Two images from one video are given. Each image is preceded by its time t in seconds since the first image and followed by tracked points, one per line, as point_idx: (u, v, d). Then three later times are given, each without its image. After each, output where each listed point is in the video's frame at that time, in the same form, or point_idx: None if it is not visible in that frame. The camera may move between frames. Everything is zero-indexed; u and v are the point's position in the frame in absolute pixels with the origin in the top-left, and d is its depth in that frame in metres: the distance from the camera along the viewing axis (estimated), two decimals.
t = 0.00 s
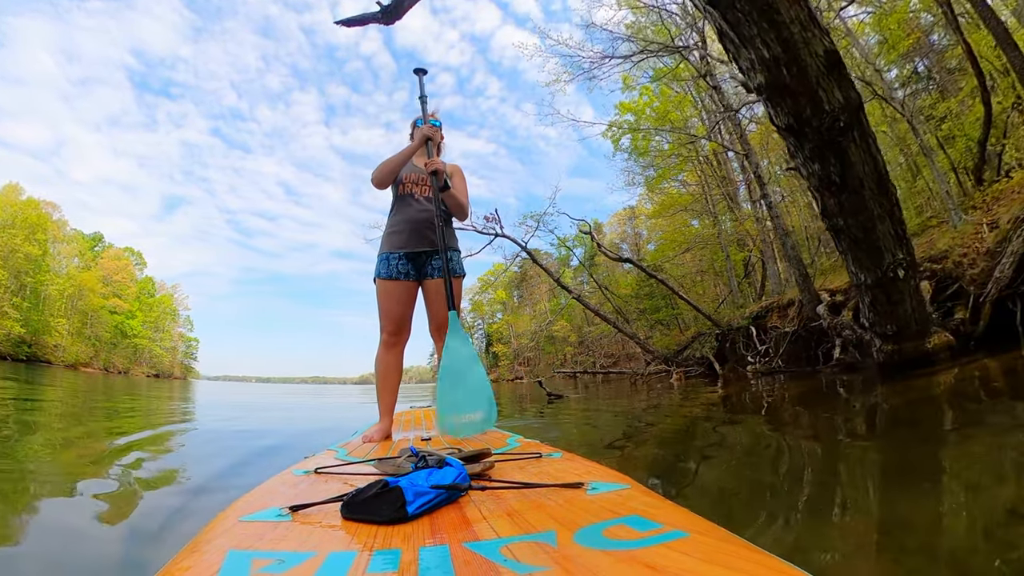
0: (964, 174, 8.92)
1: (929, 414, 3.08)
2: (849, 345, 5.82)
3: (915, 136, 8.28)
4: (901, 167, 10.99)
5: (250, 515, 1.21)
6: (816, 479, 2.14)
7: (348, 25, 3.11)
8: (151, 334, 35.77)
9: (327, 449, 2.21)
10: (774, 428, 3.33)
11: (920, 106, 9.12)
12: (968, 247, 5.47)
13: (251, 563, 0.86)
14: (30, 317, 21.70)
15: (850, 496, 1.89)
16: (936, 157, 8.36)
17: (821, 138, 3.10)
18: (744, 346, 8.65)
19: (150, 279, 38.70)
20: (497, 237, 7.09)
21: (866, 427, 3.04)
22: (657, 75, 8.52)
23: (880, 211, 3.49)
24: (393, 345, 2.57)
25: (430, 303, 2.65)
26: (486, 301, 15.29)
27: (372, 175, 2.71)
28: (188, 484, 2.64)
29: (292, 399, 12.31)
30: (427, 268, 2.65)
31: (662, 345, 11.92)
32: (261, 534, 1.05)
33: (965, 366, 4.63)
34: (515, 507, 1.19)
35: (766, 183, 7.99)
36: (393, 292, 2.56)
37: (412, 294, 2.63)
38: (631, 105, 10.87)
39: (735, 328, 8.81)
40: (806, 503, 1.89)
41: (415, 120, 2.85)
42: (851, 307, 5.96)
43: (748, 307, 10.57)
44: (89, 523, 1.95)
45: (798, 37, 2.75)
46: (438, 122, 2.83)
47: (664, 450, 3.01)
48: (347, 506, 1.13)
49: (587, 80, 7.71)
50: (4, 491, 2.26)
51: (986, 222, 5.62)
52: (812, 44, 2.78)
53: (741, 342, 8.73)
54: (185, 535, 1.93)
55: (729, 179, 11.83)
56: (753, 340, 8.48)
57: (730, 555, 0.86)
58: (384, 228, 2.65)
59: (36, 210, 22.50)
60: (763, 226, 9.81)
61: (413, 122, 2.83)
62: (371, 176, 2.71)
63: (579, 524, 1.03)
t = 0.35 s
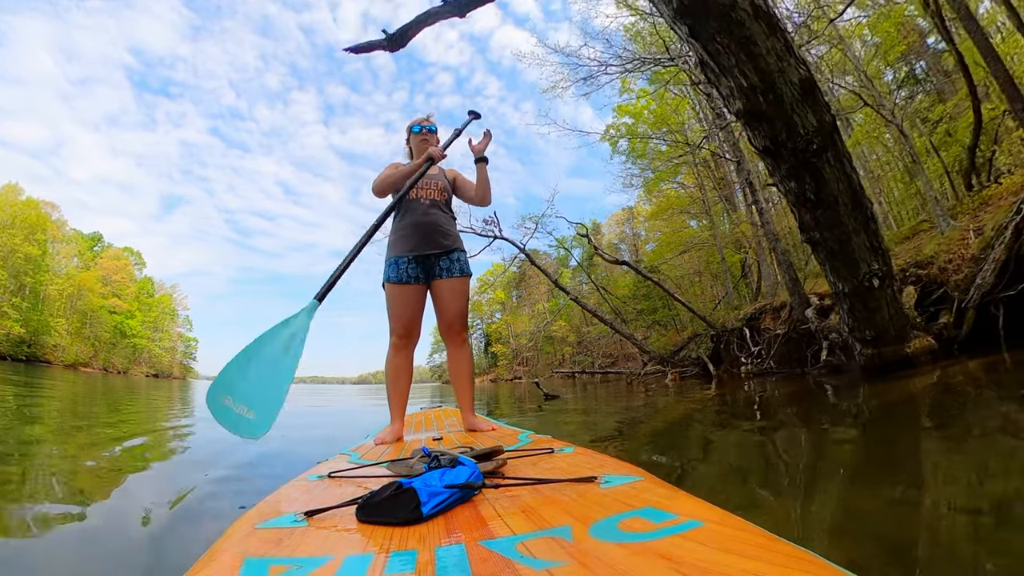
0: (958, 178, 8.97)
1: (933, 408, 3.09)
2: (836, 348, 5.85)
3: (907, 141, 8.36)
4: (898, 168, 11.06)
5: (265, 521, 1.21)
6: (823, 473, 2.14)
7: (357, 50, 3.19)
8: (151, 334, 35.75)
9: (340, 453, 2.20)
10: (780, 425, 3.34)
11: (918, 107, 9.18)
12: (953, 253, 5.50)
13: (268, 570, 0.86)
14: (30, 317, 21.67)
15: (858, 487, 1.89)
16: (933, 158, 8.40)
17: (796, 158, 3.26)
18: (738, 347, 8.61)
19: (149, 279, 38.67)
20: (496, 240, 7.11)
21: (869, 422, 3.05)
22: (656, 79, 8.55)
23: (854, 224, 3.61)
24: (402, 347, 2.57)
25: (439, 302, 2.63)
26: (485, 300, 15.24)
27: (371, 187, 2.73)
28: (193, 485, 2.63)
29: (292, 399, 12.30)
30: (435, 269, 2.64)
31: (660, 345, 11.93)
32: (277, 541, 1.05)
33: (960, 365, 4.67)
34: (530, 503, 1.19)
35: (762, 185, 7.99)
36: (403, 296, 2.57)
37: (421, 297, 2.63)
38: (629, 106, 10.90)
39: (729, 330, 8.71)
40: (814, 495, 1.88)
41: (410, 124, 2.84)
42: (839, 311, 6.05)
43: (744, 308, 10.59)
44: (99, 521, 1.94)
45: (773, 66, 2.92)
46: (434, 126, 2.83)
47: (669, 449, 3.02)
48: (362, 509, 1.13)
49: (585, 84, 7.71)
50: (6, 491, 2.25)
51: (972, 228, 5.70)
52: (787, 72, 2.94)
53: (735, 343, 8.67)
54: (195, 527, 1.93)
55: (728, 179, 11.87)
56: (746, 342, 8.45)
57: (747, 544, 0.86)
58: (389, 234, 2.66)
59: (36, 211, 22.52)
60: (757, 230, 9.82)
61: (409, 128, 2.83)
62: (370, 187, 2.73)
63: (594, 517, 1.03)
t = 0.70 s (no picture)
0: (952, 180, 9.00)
1: (936, 405, 3.10)
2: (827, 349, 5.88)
3: (901, 144, 8.38)
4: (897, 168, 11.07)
5: (275, 522, 1.21)
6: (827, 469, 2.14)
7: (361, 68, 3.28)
8: (151, 335, 35.74)
9: (348, 453, 2.20)
10: (784, 422, 3.34)
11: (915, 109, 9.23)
12: (942, 257, 5.58)
13: (278, 570, 0.86)
14: (30, 317, 21.66)
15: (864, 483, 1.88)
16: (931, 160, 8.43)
17: (780, 172, 3.27)
18: (734, 348, 8.56)
19: (149, 279, 38.70)
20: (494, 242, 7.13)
21: (870, 419, 3.06)
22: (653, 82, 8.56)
23: (838, 233, 3.62)
24: (410, 347, 2.55)
25: (448, 301, 2.63)
26: (484, 300, 15.23)
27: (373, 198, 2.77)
28: (197, 486, 2.62)
29: (292, 400, 12.29)
30: (444, 267, 2.63)
31: (658, 346, 11.92)
32: (287, 541, 1.05)
33: (957, 365, 4.69)
34: (539, 501, 1.18)
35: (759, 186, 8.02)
36: (412, 295, 2.57)
37: (430, 296, 2.62)
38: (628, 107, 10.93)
39: (725, 331, 8.66)
40: (820, 491, 1.88)
41: (409, 120, 2.84)
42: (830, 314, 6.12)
43: (741, 308, 10.60)
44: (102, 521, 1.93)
45: (758, 85, 2.96)
46: (433, 123, 2.81)
47: (673, 446, 3.02)
48: (371, 508, 1.12)
49: (584, 85, 7.73)
50: (9, 491, 2.25)
51: (963, 232, 5.72)
52: (771, 90, 2.98)
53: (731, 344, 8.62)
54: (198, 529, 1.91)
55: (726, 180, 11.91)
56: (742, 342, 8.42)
57: (758, 540, 0.85)
58: (395, 234, 2.65)
59: (36, 210, 22.58)
60: (753, 235, 9.82)
61: (408, 125, 2.81)
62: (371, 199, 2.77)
63: (602, 515, 1.03)
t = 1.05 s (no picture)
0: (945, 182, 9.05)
1: (932, 404, 3.11)
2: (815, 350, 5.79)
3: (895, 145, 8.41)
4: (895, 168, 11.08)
5: (274, 517, 1.22)
6: (825, 467, 2.15)
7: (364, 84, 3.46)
8: (150, 335, 35.72)
9: (347, 452, 2.20)
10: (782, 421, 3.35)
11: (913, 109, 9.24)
12: (931, 261, 5.65)
13: (276, 566, 0.86)
14: (29, 317, 21.65)
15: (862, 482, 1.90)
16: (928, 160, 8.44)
17: (760, 184, 3.37)
18: (728, 348, 8.58)
19: (148, 280, 38.68)
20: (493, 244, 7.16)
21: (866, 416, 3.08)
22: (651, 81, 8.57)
23: (819, 239, 3.66)
24: (412, 346, 2.55)
25: (450, 302, 2.64)
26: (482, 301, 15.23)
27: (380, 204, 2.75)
28: (195, 484, 2.63)
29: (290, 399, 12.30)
30: (446, 267, 2.65)
31: (656, 346, 11.92)
32: (286, 536, 1.06)
33: (953, 365, 4.71)
34: (537, 503, 1.19)
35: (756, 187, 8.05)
36: (414, 294, 2.58)
37: (432, 296, 2.63)
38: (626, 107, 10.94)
39: (720, 331, 8.67)
40: (815, 490, 1.90)
41: (412, 117, 2.87)
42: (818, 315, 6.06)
43: (736, 309, 10.64)
44: (96, 518, 1.93)
45: (739, 102, 3.11)
46: (437, 118, 2.82)
47: (671, 444, 3.03)
48: (370, 506, 1.13)
49: (583, 86, 7.74)
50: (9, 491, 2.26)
51: (953, 237, 5.88)
52: (752, 107, 3.12)
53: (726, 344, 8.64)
54: (195, 526, 1.91)
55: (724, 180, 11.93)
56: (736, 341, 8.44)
57: (755, 548, 0.86)
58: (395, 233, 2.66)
59: (35, 211, 22.59)
60: (749, 237, 9.84)
61: (411, 120, 2.83)
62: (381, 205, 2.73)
63: (601, 518, 1.04)
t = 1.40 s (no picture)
0: (941, 184, 9.09)
1: (928, 405, 3.12)
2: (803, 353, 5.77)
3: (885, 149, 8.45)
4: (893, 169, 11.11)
5: (268, 515, 1.23)
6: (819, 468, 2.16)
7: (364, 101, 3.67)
8: (150, 335, 35.72)
9: (344, 451, 2.21)
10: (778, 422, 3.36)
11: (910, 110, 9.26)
12: (920, 265, 5.86)
13: (269, 563, 0.87)
14: (29, 317, 21.65)
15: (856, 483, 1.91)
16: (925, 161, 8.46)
17: (742, 196, 3.50)
18: (724, 349, 8.61)
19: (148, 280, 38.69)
20: (491, 245, 7.21)
21: (860, 417, 3.10)
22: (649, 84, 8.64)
23: (800, 246, 3.75)
24: (409, 346, 2.55)
25: (449, 302, 2.64)
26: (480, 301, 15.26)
27: (382, 210, 2.74)
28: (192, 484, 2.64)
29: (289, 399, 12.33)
30: (445, 268, 2.66)
31: (653, 346, 11.94)
32: (279, 535, 1.06)
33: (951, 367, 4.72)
34: (532, 507, 1.20)
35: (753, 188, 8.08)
36: (413, 293, 2.58)
37: (431, 296, 2.64)
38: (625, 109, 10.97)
39: (715, 332, 8.70)
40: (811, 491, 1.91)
41: (415, 116, 2.86)
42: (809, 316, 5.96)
43: (732, 310, 10.67)
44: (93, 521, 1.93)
45: (721, 119, 3.26)
46: (439, 118, 2.82)
47: (666, 443, 3.04)
48: (364, 506, 1.14)
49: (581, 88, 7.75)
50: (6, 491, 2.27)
51: (941, 241, 6.09)
52: (733, 124, 3.26)
53: (721, 345, 8.67)
54: (191, 526, 1.92)
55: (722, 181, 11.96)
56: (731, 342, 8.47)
57: (748, 555, 0.86)
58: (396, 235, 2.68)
59: (34, 211, 22.61)
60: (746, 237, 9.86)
61: (414, 120, 2.82)
62: (381, 211, 2.72)
63: (595, 523, 1.05)
